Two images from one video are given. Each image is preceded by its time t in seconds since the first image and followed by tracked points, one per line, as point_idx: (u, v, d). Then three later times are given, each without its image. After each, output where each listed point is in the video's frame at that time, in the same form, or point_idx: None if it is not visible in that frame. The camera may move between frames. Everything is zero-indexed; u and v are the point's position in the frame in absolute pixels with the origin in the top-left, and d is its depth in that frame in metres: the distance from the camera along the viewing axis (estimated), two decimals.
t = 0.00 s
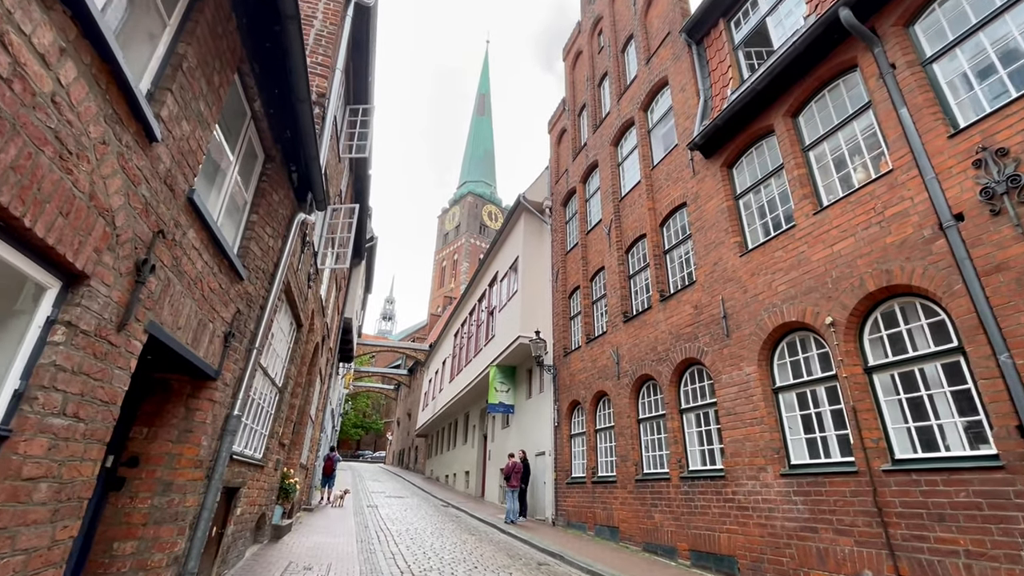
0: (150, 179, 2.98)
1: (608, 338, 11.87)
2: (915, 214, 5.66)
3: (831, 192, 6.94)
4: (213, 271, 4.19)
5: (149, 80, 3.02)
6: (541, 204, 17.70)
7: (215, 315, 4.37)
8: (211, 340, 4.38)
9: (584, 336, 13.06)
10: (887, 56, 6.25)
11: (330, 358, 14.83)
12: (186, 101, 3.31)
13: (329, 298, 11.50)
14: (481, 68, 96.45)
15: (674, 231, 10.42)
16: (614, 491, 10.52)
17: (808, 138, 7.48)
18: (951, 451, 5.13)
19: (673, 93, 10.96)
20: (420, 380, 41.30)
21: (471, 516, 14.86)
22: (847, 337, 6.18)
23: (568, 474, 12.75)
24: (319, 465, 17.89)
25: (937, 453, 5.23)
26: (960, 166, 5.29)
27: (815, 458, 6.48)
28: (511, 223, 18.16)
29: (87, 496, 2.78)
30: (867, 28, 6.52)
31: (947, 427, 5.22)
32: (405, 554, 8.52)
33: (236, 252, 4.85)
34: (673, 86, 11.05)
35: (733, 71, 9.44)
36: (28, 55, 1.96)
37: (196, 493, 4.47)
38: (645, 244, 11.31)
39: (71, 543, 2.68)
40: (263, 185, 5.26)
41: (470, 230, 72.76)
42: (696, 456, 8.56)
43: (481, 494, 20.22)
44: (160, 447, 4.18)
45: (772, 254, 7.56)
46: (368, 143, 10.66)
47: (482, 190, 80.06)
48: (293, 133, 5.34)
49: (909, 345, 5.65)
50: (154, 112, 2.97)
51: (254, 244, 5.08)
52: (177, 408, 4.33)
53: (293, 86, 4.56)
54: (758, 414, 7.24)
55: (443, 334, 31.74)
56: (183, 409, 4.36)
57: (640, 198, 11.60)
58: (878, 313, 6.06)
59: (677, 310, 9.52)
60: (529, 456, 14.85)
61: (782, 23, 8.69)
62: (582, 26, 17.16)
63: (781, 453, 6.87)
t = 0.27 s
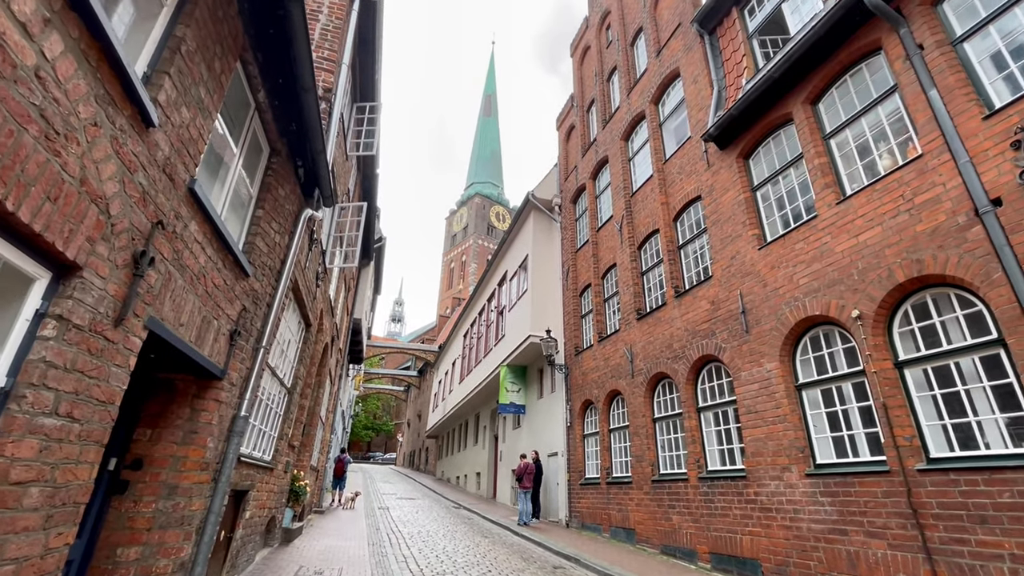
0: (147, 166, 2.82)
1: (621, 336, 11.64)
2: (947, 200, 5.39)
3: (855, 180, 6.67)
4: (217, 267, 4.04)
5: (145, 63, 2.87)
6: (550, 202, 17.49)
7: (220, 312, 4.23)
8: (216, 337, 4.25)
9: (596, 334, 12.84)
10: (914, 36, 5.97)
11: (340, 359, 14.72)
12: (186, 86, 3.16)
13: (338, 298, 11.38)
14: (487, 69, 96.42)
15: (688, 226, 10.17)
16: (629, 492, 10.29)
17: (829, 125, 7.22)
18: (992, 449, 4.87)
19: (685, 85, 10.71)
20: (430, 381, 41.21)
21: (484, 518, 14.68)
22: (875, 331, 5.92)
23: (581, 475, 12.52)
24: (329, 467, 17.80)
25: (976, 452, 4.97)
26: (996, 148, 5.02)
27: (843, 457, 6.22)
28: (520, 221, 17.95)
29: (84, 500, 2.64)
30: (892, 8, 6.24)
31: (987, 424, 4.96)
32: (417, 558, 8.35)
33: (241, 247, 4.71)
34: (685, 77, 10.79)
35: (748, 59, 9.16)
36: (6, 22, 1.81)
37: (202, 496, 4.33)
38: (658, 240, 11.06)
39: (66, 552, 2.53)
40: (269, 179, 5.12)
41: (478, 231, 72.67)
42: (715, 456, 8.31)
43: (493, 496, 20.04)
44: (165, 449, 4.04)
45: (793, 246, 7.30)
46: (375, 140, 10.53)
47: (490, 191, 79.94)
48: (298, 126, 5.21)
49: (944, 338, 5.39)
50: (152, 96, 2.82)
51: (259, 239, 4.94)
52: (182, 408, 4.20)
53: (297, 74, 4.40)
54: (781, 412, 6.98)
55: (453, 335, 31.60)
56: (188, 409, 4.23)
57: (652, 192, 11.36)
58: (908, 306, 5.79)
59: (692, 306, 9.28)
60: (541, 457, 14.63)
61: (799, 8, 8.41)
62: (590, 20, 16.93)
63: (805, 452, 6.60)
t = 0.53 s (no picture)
0: (137, 151, 2.67)
1: (632, 334, 11.40)
2: (978, 186, 5.13)
3: (877, 168, 6.41)
4: (216, 261, 3.89)
5: (134, 42, 2.71)
6: (558, 200, 17.29)
7: (220, 309, 4.07)
8: (217, 335, 4.09)
9: (606, 333, 12.61)
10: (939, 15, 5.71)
11: (347, 361, 14.60)
12: (179, 68, 3.00)
13: (345, 298, 11.24)
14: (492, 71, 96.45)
15: (701, 220, 9.94)
16: (643, 494, 10.04)
17: (848, 112, 6.95)
18: None
19: (695, 77, 10.47)
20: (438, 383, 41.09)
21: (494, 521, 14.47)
22: (903, 325, 5.65)
23: (593, 477, 12.28)
24: (338, 470, 17.68)
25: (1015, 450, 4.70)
26: None
27: (869, 457, 5.96)
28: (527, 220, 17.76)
29: (72, 507, 2.48)
30: None
31: None
32: (427, 562, 8.16)
33: (242, 242, 4.56)
34: (695, 69, 10.56)
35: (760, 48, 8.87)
36: None
37: (203, 501, 4.18)
38: (670, 235, 10.83)
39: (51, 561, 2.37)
40: (271, 173, 4.97)
41: (485, 232, 72.59)
42: (732, 456, 8.06)
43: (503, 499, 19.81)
44: (164, 452, 3.89)
45: (811, 238, 7.04)
46: (380, 138, 10.40)
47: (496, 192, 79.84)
48: (300, 118, 5.06)
49: (977, 330, 5.14)
50: (141, 77, 2.66)
51: (261, 234, 4.78)
52: (182, 409, 4.05)
53: (297, 61, 4.25)
54: (802, 410, 6.72)
55: (460, 336, 31.45)
56: (188, 411, 4.08)
57: (663, 187, 11.13)
58: (937, 298, 5.53)
59: (707, 303, 9.03)
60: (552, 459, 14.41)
61: None
62: (597, 16, 16.74)
63: (829, 452, 6.34)
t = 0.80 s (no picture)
0: (119, 135, 2.49)
1: (643, 334, 11.16)
2: (1010, 172, 4.87)
3: (899, 156, 6.14)
4: (210, 258, 3.72)
5: (115, 20, 2.53)
6: (564, 199, 17.08)
7: (215, 307, 3.89)
8: (212, 336, 3.92)
9: (616, 334, 12.36)
10: None
11: (354, 364, 14.44)
12: (165, 50, 2.82)
13: (349, 300, 11.08)
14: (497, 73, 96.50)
15: (712, 216, 9.69)
16: (656, 498, 9.77)
17: (867, 100, 6.69)
18: None
19: (704, 70, 10.23)
20: (446, 387, 40.91)
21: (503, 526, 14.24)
22: (931, 319, 5.38)
23: (604, 481, 12.02)
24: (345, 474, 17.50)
25: None
26: None
27: (897, 459, 5.68)
28: (534, 220, 17.55)
29: (48, 518, 2.30)
30: None
31: None
32: (435, 569, 7.94)
33: (239, 239, 4.39)
34: (704, 62, 10.33)
35: (772, 38, 8.56)
36: None
37: (199, 509, 3.99)
38: (680, 232, 10.58)
39: None
40: (269, 167, 4.80)
41: (490, 235, 72.53)
42: (749, 459, 7.79)
43: (512, 503, 19.56)
44: (157, 459, 3.71)
45: (830, 231, 6.78)
46: (384, 137, 10.24)
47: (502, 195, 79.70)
48: (300, 111, 4.90)
49: (1013, 324, 4.87)
50: (122, 56, 2.49)
51: (260, 230, 4.61)
52: (177, 413, 3.88)
53: (294, 47, 4.08)
54: (823, 410, 6.45)
55: (467, 339, 31.25)
56: (184, 415, 3.90)
57: (673, 183, 10.88)
58: (968, 290, 5.26)
59: (720, 300, 8.77)
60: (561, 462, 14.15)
61: None
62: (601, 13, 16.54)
63: (853, 453, 6.06)
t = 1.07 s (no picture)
0: (105, 118, 2.35)
1: (653, 334, 10.93)
2: None
3: (922, 144, 5.91)
4: (208, 253, 3.57)
5: None
6: (571, 199, 16.90)
7: (213, 305, 3.74)
8: (211, 334, 3.77)
9: (625, 334, 12.13)
10: None
11: (360, 368, 14.31)
12: (156, 31, 2.68)
13: (355, 302, 10.94)
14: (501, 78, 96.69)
15: (724, 213, 9.47)
16: (670, 502, 9.52)
17: (886, 87, 6.46)
18: None
19: (713, 64, 10.03)
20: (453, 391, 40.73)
21: (513, 531, 14.01)
22: (960, 313, 5.14)
23: (616, 484, 11.77)
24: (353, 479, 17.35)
25: None
26: None
27: (927, 460, 5.43)
28: (540, 221, 17.37)
29: (29, 527, 2.15)
30: None
31: None
32: None
33: (238, 235, 4.25)
34: (713, 56, 10.13)
35: (784, 28, 8.35)
36: None
37: (199, 516, 3.83)
38: (691, 229, 10.35)
39: None
40: (270, 162, 4.66)
41: (496, 238, 72.46)
42: (768, 461, 7.53)
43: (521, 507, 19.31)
44: (154, 463, 3.56)
45: (849, 224, 6.54)
46: (388, 137, 10.12)
47: (507, 198, 79.64)
48: (301, 105, 4.76)
49: None
50: (108, 34, 2.35)
51: (261, 227, 4.47)
52: (175, 416, 3.73)
53: (294, 36, 3.93)
54: (845, 410, 6.20)
55: (474, 342, 31.06)
56: (182, 417, 3.75)
57: (682, 180, 10.67)
58: (1000, 282, 5.01)
59: (734, 298, 8.54)
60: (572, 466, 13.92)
61: None
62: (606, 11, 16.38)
63: (878, 454, 5.81)
